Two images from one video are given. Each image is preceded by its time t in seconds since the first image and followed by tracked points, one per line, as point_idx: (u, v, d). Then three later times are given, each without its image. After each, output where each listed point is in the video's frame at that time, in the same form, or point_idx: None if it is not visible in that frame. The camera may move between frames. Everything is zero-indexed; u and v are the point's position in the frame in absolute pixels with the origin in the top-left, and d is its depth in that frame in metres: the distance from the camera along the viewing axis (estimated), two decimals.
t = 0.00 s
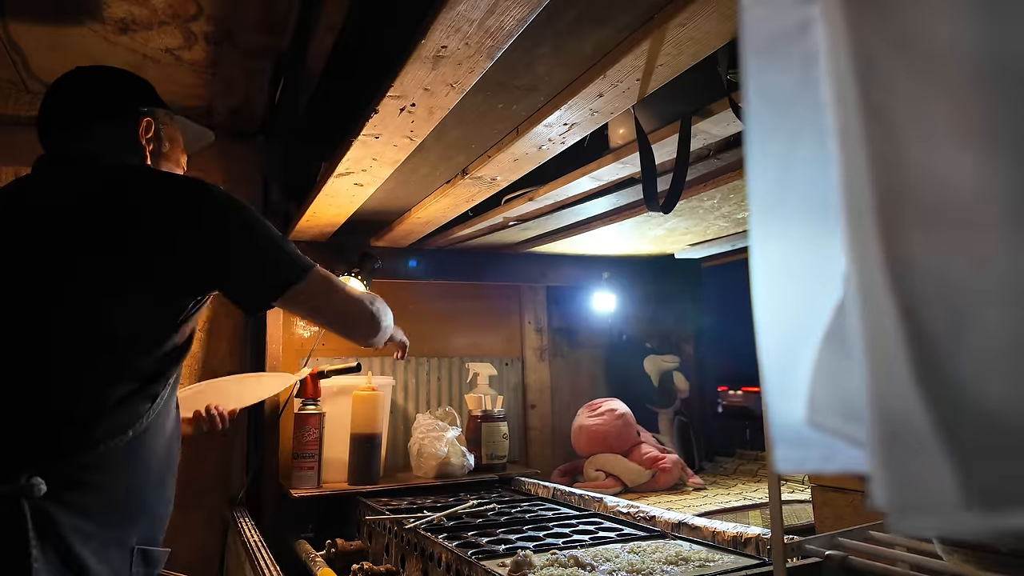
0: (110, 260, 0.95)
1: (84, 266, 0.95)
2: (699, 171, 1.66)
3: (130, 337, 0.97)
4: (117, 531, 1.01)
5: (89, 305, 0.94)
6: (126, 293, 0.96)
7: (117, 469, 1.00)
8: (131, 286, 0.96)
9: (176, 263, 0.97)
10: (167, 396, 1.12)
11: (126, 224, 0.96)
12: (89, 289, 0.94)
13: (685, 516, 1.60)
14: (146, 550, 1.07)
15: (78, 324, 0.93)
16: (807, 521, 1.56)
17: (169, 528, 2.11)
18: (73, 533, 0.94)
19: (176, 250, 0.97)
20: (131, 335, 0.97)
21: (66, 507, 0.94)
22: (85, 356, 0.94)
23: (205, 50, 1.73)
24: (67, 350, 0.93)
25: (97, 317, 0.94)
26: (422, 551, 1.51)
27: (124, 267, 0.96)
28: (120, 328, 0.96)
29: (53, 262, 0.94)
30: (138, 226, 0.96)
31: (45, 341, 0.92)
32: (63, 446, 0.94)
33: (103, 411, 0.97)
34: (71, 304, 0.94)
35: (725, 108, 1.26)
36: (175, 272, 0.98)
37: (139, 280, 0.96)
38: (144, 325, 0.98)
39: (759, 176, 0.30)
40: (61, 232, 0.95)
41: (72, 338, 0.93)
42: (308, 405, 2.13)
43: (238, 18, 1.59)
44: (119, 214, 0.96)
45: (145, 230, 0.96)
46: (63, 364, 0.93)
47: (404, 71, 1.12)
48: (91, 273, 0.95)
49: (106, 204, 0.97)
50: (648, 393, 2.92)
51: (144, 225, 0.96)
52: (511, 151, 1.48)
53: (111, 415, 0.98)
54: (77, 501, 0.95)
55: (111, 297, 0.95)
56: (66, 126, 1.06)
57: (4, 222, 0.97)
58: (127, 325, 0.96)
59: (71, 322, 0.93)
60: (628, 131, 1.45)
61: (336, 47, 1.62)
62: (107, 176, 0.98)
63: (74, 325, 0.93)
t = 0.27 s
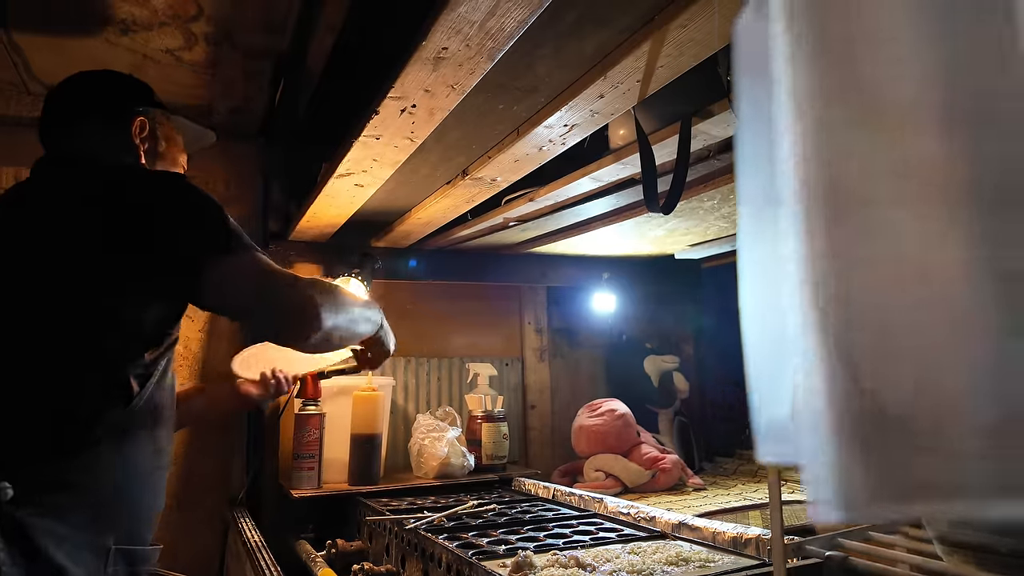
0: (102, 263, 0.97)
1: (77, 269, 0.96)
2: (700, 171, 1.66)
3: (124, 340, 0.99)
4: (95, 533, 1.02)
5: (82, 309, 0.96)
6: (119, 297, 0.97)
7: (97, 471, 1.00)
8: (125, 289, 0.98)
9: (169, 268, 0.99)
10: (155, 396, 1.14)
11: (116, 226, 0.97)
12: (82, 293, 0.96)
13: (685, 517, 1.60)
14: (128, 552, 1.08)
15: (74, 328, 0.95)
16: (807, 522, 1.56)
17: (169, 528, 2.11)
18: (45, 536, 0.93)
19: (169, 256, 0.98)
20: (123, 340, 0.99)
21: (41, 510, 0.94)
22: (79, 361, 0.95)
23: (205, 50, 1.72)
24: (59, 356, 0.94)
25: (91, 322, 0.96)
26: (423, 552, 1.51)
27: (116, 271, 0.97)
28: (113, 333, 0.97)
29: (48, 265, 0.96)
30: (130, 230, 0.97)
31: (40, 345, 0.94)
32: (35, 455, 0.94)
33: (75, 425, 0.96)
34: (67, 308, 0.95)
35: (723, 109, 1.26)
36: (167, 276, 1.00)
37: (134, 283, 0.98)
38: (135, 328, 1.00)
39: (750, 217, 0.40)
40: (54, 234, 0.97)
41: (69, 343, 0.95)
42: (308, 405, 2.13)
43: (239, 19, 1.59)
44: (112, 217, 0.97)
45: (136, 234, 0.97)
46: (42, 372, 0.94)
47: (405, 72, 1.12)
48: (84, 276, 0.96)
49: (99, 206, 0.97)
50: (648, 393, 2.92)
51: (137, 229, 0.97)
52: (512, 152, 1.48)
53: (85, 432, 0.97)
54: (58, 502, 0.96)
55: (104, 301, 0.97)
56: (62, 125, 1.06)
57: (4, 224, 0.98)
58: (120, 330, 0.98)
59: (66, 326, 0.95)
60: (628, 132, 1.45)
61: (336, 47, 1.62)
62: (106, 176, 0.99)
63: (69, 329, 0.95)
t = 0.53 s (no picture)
0: (81, 259, 0.97)
1: (58, 262, 0.97)
2: (699, 171, 1.66)
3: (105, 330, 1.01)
4: (84, 527, 1.04)
5: (64, 305, 0.98)
6: (100, 291, 0.98)
7: (77, 468, 1.03)
8: (106, 284, 0.98)
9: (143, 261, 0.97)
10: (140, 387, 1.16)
11: (94, 221, 0.97)
12: (62, 289, 0.97)
13: (684, 517, 1.60)
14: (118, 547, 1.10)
15: (54, 321, 0.97)
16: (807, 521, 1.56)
17: (168, 529, 2.11)
18: (26, 533, 0.96)
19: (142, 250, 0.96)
20: (103, 331, 1.01)
21: (24, 506, 0.97)
22: (59, 351, 0.98)
23: (204, 50, 1.73)
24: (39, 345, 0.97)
25: (73, 316, 0.98)
26: (422, 552, 1.51)
27: (95, 266, 0.97)
28: (96, 325, 1.00)
29: (31, 261, 0.97)
30: (106, 224, 0.97)
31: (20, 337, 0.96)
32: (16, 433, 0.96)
33: (56, 401, 0.99)
34: (51, 305, 0.97)
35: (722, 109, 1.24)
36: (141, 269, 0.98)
37: (112, 277, 0.98)
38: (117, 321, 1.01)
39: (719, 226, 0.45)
40: (35, 229, 0.98)
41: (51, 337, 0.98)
42: (308, 405, 2.13)
43: (238, 19, 1.59)
44: (90, 212, 0.97)
45: (114, 228, 0.97)
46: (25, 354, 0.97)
47: (404, 72, 1.12)
48: (65, 271, 0.97)
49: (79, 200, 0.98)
50: (648, 393, 2.93)
51: (114, 224, 0.97)
52: (511, 152, 1.48)
53: (68, 406, 1.00)
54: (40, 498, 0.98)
55: (86, 295, 0.98)
56: (56, 121, 1.09)
57: None
58: (101, 321, 1.00)
59: (46, 320, 0.97)
60: (627, 132, 1.45)
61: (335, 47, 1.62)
62: (94, 173, 1.00)
63: (49, 323, 0.97)
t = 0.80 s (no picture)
0: (79, 259, 0.98)
1: (55, 264, 0.98)
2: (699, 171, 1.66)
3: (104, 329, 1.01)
4: (90, 523, 1.06)
5: (62, 305, 0.98)
6: (100, 290, 0.99)
7: (81, 463, 1.03)
8: (106, 282, 0.99)
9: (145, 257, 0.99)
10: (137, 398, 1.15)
11: (90, 222, 0.98)
12: (63, 288, 0.98)
13: (685, 517, 1.60)
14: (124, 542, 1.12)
15: (54, 321, 0.98)
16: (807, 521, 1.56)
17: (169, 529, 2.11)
18: (34, 527, 0.97)
19: (144, 247, 0.99)
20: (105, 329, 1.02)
21: (28, 502, 0.97)
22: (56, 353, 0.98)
23: (204, 50, 1.72)
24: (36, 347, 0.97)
25: (72, 317, 0.99)
26: (422, 552, 1.51)
27: (94, 265, 0.98)
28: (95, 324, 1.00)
29: (28, 265, 0.98)
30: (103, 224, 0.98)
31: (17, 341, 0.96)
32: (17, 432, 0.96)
33: (55, 403, 0.99)
34: (50, 307, 0.98)
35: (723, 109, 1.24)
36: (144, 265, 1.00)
37: (111, 274, 0.99)
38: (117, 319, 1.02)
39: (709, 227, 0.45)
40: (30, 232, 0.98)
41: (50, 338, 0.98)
42: (308, 405, 2.13)
43: (238, 19, 1.58)
44: (85, 212, 0.98)
45: (111, 227, 0.98)
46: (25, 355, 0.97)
47: (404, 72, 1.12)
48: (63, 272, 0.98)
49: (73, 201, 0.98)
50: (647, 393, 2.93)
51: (111, 222, 0.98)
52: (511, 152, 1.48)
53: (66, 407, 1.00)
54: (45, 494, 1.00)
55: (85, 294, 0.99)
56: (51, 125, 1.10)
57: None
58: (102, 319, 1.01)
59: (43, 321, 0.97)
60: (628, 132, 1.45)
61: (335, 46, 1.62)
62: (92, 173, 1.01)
63: (48, 323, 0.98)
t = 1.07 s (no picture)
0: (82, 252, 0.99)
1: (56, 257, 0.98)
2: (699, 171, 1.66)
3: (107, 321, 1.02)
4: (99, 515, 1.06)
5: (65, 297, 0.98)
6: (105, 283, 1.01)
7: (89, 455, 1.03)
8: (111, 274, 1.01)
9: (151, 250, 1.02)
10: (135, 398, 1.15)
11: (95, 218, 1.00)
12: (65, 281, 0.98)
13: (684, 516, 1.60)
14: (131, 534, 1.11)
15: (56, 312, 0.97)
16: (806, 521, 1.56)
17: (168, 529, 2.11)
18: (50, 515, 0.96)
19: (151, 241, 1.02)
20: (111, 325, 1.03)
21: (38, 490, 0.96)
22: (57, 347, 0.98)
23: (204, 50, 1.72)
24: (37, 342, 0.96)
25: (76, 308, 0.98)
26: (422, 552, 1.51)
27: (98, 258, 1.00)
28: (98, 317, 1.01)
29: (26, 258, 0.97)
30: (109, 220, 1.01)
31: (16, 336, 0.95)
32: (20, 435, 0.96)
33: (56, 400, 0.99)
34: (51, 298, 0.97)
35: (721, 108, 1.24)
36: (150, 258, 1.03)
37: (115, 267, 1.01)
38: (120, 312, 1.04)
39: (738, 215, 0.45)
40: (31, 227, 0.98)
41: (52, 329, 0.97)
42: (307, 405, 2.13)
43: (237, 18, 1.58)
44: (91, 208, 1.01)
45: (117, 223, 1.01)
46: (26, 356, 0.96)
47: (403, 71, 1.12)
48: (64, 265, 0.98)
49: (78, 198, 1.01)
50: (647, 393, 2.93)
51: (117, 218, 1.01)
52: (510, 151, 1.48)
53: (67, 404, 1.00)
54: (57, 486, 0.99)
55: (88, 287, 0.99)
56: (49, 127, 1.11)
57: None
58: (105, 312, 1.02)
59: (45, 312, 0.96)
60: (627, 132, 1.45)
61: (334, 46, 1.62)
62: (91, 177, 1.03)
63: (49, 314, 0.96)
